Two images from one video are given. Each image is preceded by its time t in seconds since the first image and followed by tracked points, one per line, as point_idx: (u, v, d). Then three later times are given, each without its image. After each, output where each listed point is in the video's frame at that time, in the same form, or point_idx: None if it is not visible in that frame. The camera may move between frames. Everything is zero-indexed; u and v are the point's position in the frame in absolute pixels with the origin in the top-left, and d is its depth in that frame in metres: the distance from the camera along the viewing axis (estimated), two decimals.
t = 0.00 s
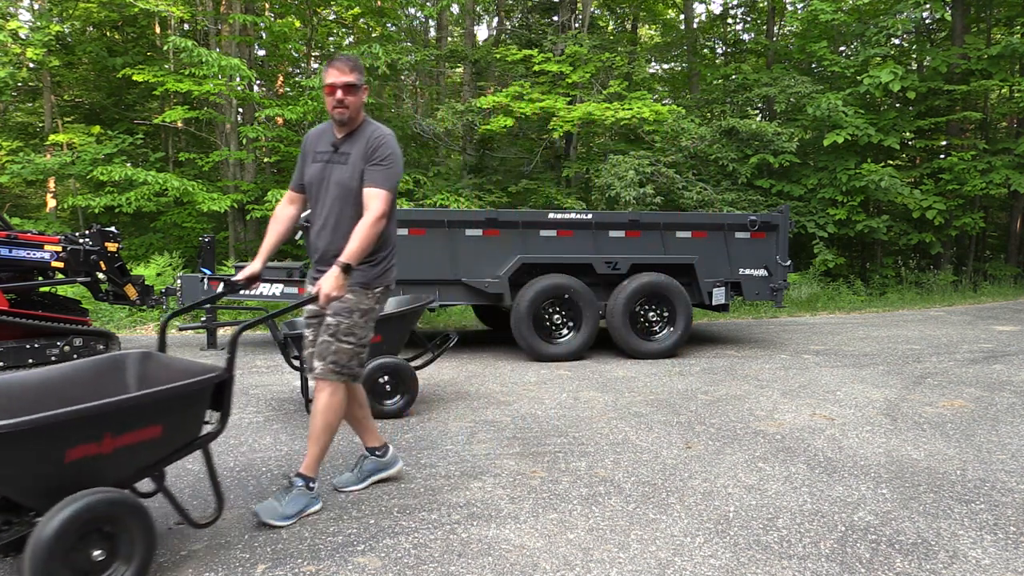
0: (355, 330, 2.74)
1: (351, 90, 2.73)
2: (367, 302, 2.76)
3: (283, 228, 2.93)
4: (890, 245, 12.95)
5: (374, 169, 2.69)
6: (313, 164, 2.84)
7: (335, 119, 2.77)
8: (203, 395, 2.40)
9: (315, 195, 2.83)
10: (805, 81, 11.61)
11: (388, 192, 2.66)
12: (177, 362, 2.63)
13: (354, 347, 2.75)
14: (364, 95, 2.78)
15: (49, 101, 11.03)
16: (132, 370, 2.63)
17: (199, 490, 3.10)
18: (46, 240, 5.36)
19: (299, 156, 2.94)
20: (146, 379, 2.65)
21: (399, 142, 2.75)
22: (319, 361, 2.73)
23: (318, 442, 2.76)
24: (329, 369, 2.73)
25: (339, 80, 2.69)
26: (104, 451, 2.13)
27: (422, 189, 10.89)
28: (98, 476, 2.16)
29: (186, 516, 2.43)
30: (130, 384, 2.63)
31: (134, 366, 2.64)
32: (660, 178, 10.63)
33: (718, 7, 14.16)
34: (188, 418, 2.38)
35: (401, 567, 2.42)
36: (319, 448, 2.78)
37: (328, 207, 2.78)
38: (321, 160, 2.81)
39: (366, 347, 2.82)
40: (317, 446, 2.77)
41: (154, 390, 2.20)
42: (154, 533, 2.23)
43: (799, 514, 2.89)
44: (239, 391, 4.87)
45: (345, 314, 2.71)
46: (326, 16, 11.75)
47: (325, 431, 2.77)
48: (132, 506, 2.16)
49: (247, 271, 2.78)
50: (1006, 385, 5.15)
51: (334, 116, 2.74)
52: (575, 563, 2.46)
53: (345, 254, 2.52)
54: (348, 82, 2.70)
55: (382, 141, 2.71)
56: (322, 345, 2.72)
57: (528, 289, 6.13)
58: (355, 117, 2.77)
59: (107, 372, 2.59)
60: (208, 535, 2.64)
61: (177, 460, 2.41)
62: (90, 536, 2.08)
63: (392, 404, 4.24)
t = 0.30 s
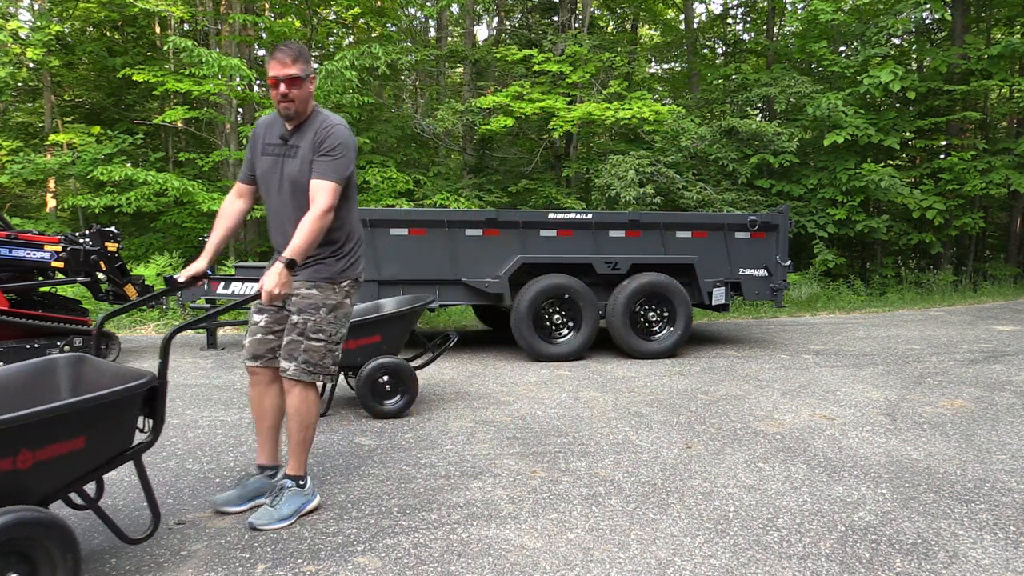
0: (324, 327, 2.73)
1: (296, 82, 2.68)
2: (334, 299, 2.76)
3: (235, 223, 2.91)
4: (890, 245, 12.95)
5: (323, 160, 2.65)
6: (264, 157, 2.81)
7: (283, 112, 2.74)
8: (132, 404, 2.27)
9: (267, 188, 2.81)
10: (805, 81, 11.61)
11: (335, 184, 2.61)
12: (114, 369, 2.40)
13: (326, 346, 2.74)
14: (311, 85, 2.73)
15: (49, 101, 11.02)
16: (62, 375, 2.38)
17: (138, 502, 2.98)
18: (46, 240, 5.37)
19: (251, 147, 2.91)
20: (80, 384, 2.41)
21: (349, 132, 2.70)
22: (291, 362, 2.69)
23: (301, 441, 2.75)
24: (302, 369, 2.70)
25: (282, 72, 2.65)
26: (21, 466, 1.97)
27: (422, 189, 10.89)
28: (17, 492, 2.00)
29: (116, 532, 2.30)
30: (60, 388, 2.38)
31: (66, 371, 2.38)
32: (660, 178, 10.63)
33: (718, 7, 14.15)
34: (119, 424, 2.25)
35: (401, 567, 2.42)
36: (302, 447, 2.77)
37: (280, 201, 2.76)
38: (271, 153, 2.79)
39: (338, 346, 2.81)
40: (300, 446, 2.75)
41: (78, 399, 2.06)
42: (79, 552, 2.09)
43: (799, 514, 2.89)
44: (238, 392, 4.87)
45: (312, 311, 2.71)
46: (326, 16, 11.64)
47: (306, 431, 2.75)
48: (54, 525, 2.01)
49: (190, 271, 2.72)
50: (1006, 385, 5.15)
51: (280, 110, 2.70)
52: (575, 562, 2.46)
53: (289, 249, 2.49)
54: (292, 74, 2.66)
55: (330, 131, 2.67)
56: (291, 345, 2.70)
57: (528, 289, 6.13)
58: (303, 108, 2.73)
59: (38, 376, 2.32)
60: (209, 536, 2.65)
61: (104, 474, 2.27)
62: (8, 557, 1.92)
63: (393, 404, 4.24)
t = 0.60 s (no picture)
0: (311, 327, 2.72)
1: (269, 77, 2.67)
2: (318, 297, 2.75)
3: (209, 220, 2.90)
4: (890, 245, 12.95)
5: (301, 156, 2.65)
6: (237, 153, 2.80)
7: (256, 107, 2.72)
8: (112, 404, 2.26)
9: (240, 183, 2.79)
10: (805, 81, 11.62)
11: (315, 180, 2.63)
12: (94, 368, 2.41)
13: (315, 346, 2.73)
14: (283, 80, 2.72)
15: (49, 101, 11.03)
16: (39, 378, 2.37)
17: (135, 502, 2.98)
18: (46, 240, 5.37)
19: (222, 142, 2.89)
20: (57, 385, 2.43)
21: (326, 127, 2.71)
22: (283, 364, 2.68)
23: (300, 441, 2.75)
24: (294, 371, 2.69)
25: (256, 67, 2.63)
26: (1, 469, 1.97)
27: (422, 189, 10.89)
28: None
29: (98, 532, 2.30)
30: (37, 391, 2.37)
31: (42, 373, 2.39)
32: (660, 178, 10.63)
33: (718, 7, 14.15)
34: (98, 425, 2.24)
35: (401, 567, 2.42)
36: (300, 447, 2.77)
37: (256, 197, 2.75)
38: (245, 148, 2.78)
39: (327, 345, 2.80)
40: (299, 445, 2.76)
41: (56, 401, 2.05)
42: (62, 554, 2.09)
43: (799, 514, 2.89)
44: (238, 392, 4.87)
45: (297, 311, 2.70)
46: (326, 16, 11.65)
47: (304, 431, 2.75)
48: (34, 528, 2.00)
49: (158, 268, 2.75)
50: (1006, 385, 5.15)
51: (254, 105, 2.69)
52: (575, 562, 2.46)
53: (269, 245, 2.49)
54: (266, 69, 2.65)
55: (307, 127, 2.68)
56: (280, 348, 2.69)
57: (528, 289, 6.12)
58: (276, 103, 2.72)
59: (14, 378, 2.32)
60: (209, 536, 2.64)
61: (85, 475, 2.26)
62: None
63: (393, 404, 4.24)
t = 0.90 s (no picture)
0: (311, 326, 2.72)
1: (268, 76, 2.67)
2: (317, 296, 2.75)
3: (206, 219, 2.90)
4: (890, 245, 12.95)
5: (299, 154, 2.66)
6: (233, 150, 2.79)
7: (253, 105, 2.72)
8: (110, 403, 2.25)
9: (236, 181, 2.79)
10: (805, 81, 11.61)
11: (311, 179, 2.63)
12: (93, 367, 2.40)
13: (315, 345, 2.73)
14: (281, 79, 2.72)
15: (49, 101, 11.03)
16: (36, 378, 2.36)
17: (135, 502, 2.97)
18: (46, 240, 5.37)
19: (218, 139, 2.88)
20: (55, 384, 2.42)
21: (325, 125, 2.72)
22: (284, 364, 2.69)
23: (303, 440, 2.76)
24: (296, 372, 2.70)
25: (254, 66, 2.63)
26: None
27: (422, 189, 10.89)
28: None
29: (97, 531, 2.29)
30: (35, 391, 2.36)
31: (40, 372, 2.38)
32: (660, 178, 10.63)
33: (719, 7, 14.13)
34: (96, 425, 2.24)
35: (401, 566, 2.42)
36: (302, 446, 2.78)
37: (252, 195, 2.75)
38: (241, 146, 2.77)
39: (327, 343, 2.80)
40: (302, 444, 2.77)
41: (54, 401, 2.05)
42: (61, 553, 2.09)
43: (799, 514, 2.89)
44: (238, 392, 4.86)
45: (297, 312, 2.70)
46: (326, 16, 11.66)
47: (308, 430, 2.77)
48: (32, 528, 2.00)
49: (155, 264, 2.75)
50: (1006, 385, 5.15)
51: (252, 103, 2.68)
52: (575, 563, 2.46)
53: (266, 243, 2.50)
54: (264, 67, 2.64)
55: (305, 125, 2.68)
56: (280, 349, 2.69)
57: (528, 289, 6.12)
58: (274, 101, 2.72)
59: (12, 377, 2.31)
60: (209, 536, 2.64)
61: (83, 473, 2.26)
62: None
63: (393, 404, 4.25)
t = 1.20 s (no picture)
0: (313, 326, 2.73)
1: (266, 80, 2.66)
2: (318, 297, 2.76)
3: (209, 219, 2.89)
4: (890, 245, 12.96)
5: (305, 155, 2.66)
6: (238, 151, 2.79)
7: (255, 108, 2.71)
8: (121, 402, 2.26)
9: (241, 182, 2.78)
10: (805, 81, 11.61)
11: (319, 180, 2.64)
12: (103, 366, 2.41)
13: (316, 345, 2.73)
14: (281, 82, 2.71)
15: (49, 101, 11.04)
16: (47, 376, 2.37)
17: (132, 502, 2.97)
18: (46, 240, 5.37)
19: (223, 140, 2.88)
20: (65, 383, 2.42)
21: (330, 127, 2.72)
22: (284, 364, 2.68)
23: (305, 440, 2.77)
24: (296, 372, 2.70)
25: (253, 71, 2.62)
26: (12, 467, 1.97)
27: (422, 189, 10.89)
28: (6, 493, 2.00)
29: (108, 529, 2.30)
30: (46, 390, 2.36)
31: (50, 371, 2.38)
32: (660, 178, 10.64)
33: (719, 7, 14.12)
34: (106, 424, 2.23)
35: (401, 567, 2.42)
36: (304, 446, 2.78)
37: (257, 196, 2.74)
38: (246, 147, 2.77)
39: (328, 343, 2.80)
40: (304, 444, 2.77)
41: (66, 399, 2.05)
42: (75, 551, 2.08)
43: (799, 514, 2.89)
44: (238, 392, 4.86)
45: (298, 312, 2.70)
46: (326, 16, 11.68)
47: (309, 430, 2.77)
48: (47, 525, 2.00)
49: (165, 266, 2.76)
50: (1006, 385, 5.15)
51: (254, 107, 2.68)
52: (575, 562, 2.46)
53: (275, 243, 2.50)
54: (262, 73, 2.64)
55: (311, 126, 2.69)
56: (281, 348, 2.69)
57: (529, 289, 6.12)
58: (277, 102, 2.72)
59: (23, 376, 2.31)
60: (208, 536, 2.64)
61: (95, 471, 2.26)
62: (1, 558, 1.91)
63: (393, 404, 4.25)
